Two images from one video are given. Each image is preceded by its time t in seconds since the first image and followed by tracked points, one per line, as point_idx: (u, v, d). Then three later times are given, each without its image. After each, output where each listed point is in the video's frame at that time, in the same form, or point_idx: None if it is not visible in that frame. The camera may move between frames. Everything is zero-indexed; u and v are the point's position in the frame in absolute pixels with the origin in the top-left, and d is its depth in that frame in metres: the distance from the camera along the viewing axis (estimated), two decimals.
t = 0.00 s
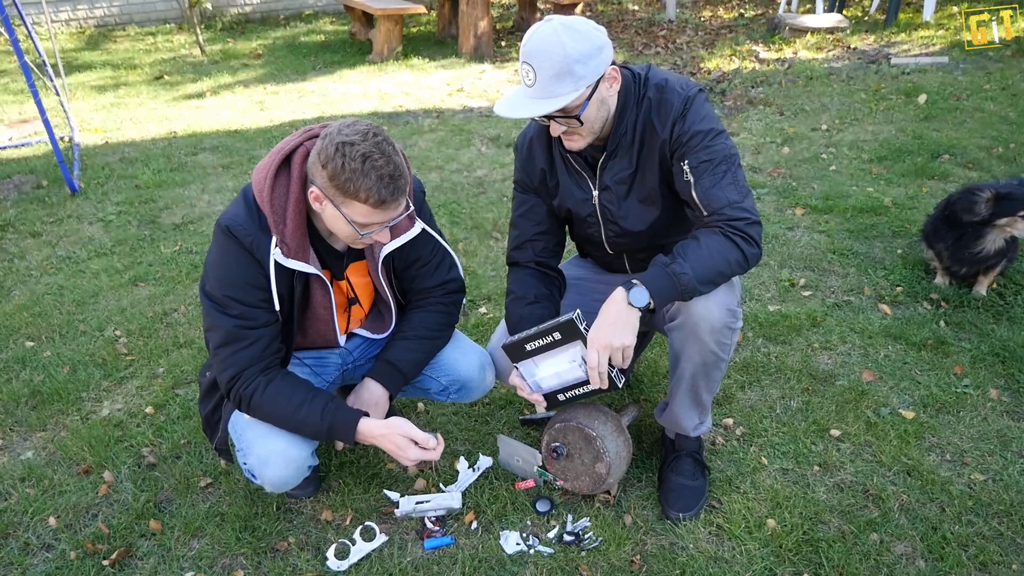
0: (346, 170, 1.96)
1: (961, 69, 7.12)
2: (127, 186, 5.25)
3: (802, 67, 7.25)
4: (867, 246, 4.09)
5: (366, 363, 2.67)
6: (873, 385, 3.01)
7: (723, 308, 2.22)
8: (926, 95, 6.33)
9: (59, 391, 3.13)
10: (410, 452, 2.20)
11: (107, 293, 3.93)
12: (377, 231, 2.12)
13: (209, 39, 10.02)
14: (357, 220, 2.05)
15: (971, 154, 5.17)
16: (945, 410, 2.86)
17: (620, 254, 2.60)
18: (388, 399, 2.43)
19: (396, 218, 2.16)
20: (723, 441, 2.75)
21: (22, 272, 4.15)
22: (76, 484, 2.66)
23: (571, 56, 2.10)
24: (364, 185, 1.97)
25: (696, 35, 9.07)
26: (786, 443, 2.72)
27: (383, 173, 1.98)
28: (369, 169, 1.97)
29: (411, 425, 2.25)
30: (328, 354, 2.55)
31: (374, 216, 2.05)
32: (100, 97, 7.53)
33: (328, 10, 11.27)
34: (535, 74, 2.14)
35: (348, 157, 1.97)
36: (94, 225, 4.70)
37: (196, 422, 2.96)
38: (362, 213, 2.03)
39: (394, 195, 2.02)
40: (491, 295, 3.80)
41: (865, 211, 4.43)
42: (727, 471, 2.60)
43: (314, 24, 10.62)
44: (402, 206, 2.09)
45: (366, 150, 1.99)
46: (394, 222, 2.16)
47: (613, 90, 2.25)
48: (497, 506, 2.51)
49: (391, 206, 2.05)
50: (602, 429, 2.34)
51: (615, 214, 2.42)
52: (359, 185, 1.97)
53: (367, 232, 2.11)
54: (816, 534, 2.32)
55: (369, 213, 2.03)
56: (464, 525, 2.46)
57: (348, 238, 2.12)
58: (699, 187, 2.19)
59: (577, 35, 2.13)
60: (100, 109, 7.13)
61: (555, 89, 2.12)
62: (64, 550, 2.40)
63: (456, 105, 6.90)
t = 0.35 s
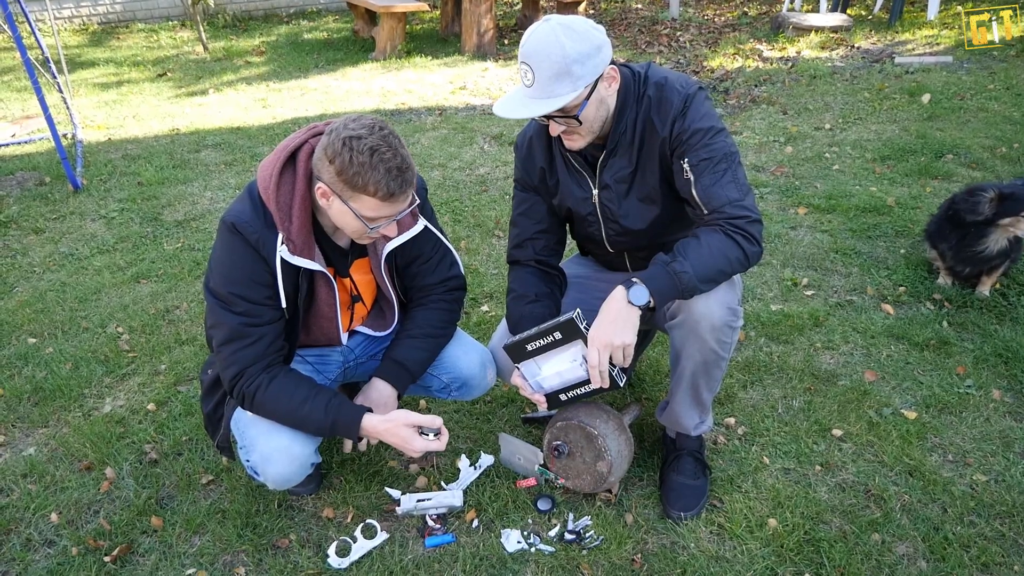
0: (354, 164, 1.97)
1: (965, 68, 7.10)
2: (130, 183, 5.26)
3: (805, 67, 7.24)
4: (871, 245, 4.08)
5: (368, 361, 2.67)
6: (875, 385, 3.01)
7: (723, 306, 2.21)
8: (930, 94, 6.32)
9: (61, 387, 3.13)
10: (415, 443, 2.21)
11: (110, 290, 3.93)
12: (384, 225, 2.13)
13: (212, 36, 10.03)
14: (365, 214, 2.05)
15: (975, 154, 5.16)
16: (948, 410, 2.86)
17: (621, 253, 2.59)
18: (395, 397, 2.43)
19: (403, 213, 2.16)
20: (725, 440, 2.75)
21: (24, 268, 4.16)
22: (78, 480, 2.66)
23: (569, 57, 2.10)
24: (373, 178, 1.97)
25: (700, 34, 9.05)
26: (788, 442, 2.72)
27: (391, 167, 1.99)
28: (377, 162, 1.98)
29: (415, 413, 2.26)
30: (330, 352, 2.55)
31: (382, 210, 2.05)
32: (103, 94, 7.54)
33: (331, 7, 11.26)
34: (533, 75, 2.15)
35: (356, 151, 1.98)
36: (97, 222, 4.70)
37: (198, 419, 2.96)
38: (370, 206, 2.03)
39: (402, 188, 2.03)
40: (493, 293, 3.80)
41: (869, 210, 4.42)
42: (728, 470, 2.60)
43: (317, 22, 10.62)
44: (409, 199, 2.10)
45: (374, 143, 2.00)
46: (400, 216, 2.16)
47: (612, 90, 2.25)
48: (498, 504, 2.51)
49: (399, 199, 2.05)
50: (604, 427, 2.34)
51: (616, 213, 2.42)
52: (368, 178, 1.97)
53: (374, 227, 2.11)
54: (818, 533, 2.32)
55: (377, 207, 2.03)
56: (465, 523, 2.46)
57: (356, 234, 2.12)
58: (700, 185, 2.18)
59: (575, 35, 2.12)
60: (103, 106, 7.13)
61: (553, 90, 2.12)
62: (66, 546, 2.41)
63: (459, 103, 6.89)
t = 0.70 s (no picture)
0: (354, 160, 1.97)
1: (968, 67, 7.08)
2: (133, 182, 5.27)
3: (808, 66, 7.23)
4: (874, 245, 4.07)
5: (371, 360, 2.68)
6: (878, 384, 3.00)
7: (725, 305, 2.21)
8: (933, 94, 6.30)
9: (65, 386, 3.14)
10: (419, 443, 2.21)
11: (113, 289, 3.94)
12: (386, 222, 2.13)
13: (215, 35, 10.04)
14: (366, 211, 2.05)
15: (978, 153, 5.15)
16: (951, 410, 2.85)
17: (624, 252, 2.59)
18: (401, 396, 2.43)
19: (404, 210, 2.16)
20: (728, 439, 2.75)
21: (28, 267, 4.17)
22: (82, 479, 2.67)
23: (571, 54, 2.10)
24: (374, 174, 1.97)
25: (702, 33, 9.04)
26: (791, 442, 2.71)
27: (392, 162, 1.99)
28: (378, 158, 1.98)
29: (418, 411, 2.26)
30: (334, 351, 2.56)
31: (383, 206, 2.05)
32: (106, 93, 7.56)
33: (334, 7, 11.27)
34: (535, 71, 2.14)
35: (356, 148, 1.98)
36: (101, 221, 4.71)
37: (201, 418, 2.96)
38: (371, 203, 2.03)
39: (404, 183, 2.03)
40: (496, 293, 3.80)
41: (872, 210, 4.41)
42: (731, 469, 2.60)
43: (320, 21, 10.62)
44: (410, 195, 2.10)
45: (375, 139, 2.00)
46: (402, 212, 2.16)
47: (614, 88, 2.25)
48: (501, 503, 2.51)
49: (400, 195, 2.05)
50: (607, 427, 2.34)
51: (619, 212, 2.42)
52: (369, 175, 1.98)
53: (376, 224, 2.11)
54: (821, 533, 2.32)
55: (378, 203, 2.03)
56: (468, 523, 2.46)
57: (357, 231, 2.12)
58: (701, 183, 2.18)
59: (577, 32, 2.12)
60: (106, 105, 7.15)
61: (554, 86, 2.12)
62: (70, 545, 2.41)
63: (461, 103, 6.90)
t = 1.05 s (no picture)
0: (344, 161, 1.97)
1: (970, 69, 7.09)
2: (135, 181, 5.27)
3: (810, 67, 7.23)
4: (875, 246, 4.08)
5: (371, 360, 2.68)
6: (879, 386, 3.00)
7: (726, 306, 2.21)
8: (935, 95, 6.30)
9: (65, 385, 3.14)
10: (420, 438, 2.21)
11: (114, 288, 3.94)
12: (378, 223, 2.11)
13: (217, 34, 10.04)
14: (357, 212, 2.05)
15: (979, 155, 5.15)
16: (952, 411, 2.85)
17: (625, 252, 2.59)
18: (402, 396, 2.43)
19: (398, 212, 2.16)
20: (728, 440, 2.75)
21: (29, 266, 4.17)
22: (82, 478, 2.67)
23: (576, 50, 2.10)
24: (361, 176, 1.96)
25: (704, 34, 9.04)
26: (792, 443, 2.71)
27: (380, 164, 1.98)
28: (367, 160, 1.96)
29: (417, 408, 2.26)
30: (334, 350, 2.56)
31: (374, 208, 2.04)
32: (108, 92, 7.56)
33: (335, 6, 11.27)
34: (540, 66, 2.15)
35: (347, 149, 1.98)
36: (102, 220, 4.72)
37: (201, 417, 2.96)
38: (361, 204, 2.02)
39: (392, 186, 2.00)
40: (497, 293, 3.80)
41: (873, 211, 4.42)
42: (731, 470, 2.60)
43: (321, 21, 10.62)
44: (401, 198, 2.08)
45: (364, 141, 1.99)
46: (395, 214, 2.15)
47: (617, 88, 2.25)
48: (501, 503, 2.51)
49: (390, 198, 2.03)
50: (607, 427, 2.34)
51: (620, 212, 2.42)
52: (357, 177, 1.97)
53: (367, 225, 2.10)
54: (821, 534, 2.32)
55: (368, 205, 2.02)
56: (468, 523, 2.47)
57: (351, 231, 2.12)
58: (703, 184, 2.18)
59: (583, 29, 2.13)
60: (107, 104, 7.15)
61: (558, 82, 2.12)
62: (70, 543, 2.41)
63: (463, 103, 6.90)
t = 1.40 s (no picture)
0: (319, 165, 1.96)
1: (974, 69, 7.07)
2: (138, 181, 5.28)
3: (813, 67, 7.22)
4: (878, 247, 4.07)
5: (374, 360, 2.68)
6: (882, 387, 3.00)
7: (730, 307, 2.21)
8: (939, 96, 6.29)
9: (69, 384, 3.15)
10: (419, 439, 2.21)
11: (117, 288, 3.95)
12: (363, 226, 2.11)
13: (220, 35, 10.05)
14: (337, 215, 2.05)
15: (984, 155, 5.14)
16: (956, 412, 2.84)
17: (628, 253, 2.59)
18: (405, 396, 2.43)
19: (385, 213, 2.14)
20: (731, 441, 2.74)
21: (33, 266, 4.18)
22: (86, 477, 2.68)
23: (581, 49, 2.10)
24: (336, 180, 1.95)
25: (707, 34, 9.03)
26: (795, 444, 2.71)
27: (356, 169, 1.95)
28: (341, 165, 1.95)
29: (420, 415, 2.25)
30: (337, 350, 2.56)
31: (352, 212, 2.03)
32: (111, 93, 7.57)
33: (338, 7, 11.27)
34: (544, 63, 2.14)
35: (321, 153, 1.97)
36: (106, 220, 4.72)
37: (204, 417, 2.96)
38: (341, 208, 2.02)
39: (367, 191, 1.98)
40: (499, 293, 3.80)
41: (876, 212, 4.41)
42: (735, 471, 2.59)
43: (324, 21, 10.63)
44: (381, 203, 2.06)
45: (340, 144, 1.97)
46: (381, 217, 2.13)
47: (621, 88, 2.25)
48: (504, 504, 2.51)
49: (366, 203, 2.01)
50: (611, 428, 2.34)
51: (623, 213, 2.41)
52: (332, 180, 1.95)
53: (349, 228, 2.10)
54: (824, 535, 2.31)
55: (346, 209, 2.01)
56: (471, 523, 2.46)
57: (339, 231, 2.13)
58: (707, 184, 2.18)
59: (589, 28, 2.13)
60: (111, 104, 7.17)
61: (563, 80, 2.12)
62: (74, 543, 2.42)
63: (465, 103, 6.90)
